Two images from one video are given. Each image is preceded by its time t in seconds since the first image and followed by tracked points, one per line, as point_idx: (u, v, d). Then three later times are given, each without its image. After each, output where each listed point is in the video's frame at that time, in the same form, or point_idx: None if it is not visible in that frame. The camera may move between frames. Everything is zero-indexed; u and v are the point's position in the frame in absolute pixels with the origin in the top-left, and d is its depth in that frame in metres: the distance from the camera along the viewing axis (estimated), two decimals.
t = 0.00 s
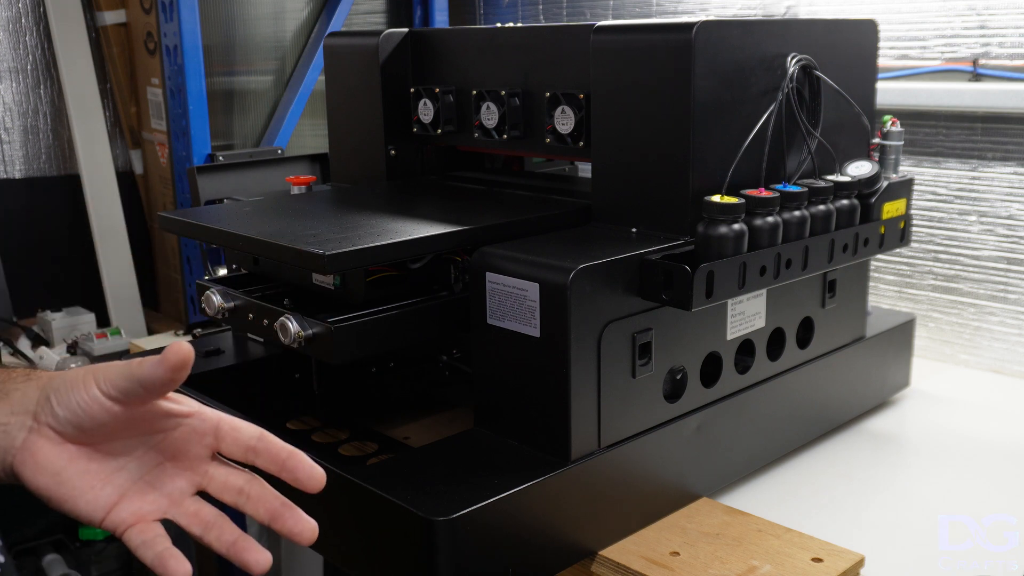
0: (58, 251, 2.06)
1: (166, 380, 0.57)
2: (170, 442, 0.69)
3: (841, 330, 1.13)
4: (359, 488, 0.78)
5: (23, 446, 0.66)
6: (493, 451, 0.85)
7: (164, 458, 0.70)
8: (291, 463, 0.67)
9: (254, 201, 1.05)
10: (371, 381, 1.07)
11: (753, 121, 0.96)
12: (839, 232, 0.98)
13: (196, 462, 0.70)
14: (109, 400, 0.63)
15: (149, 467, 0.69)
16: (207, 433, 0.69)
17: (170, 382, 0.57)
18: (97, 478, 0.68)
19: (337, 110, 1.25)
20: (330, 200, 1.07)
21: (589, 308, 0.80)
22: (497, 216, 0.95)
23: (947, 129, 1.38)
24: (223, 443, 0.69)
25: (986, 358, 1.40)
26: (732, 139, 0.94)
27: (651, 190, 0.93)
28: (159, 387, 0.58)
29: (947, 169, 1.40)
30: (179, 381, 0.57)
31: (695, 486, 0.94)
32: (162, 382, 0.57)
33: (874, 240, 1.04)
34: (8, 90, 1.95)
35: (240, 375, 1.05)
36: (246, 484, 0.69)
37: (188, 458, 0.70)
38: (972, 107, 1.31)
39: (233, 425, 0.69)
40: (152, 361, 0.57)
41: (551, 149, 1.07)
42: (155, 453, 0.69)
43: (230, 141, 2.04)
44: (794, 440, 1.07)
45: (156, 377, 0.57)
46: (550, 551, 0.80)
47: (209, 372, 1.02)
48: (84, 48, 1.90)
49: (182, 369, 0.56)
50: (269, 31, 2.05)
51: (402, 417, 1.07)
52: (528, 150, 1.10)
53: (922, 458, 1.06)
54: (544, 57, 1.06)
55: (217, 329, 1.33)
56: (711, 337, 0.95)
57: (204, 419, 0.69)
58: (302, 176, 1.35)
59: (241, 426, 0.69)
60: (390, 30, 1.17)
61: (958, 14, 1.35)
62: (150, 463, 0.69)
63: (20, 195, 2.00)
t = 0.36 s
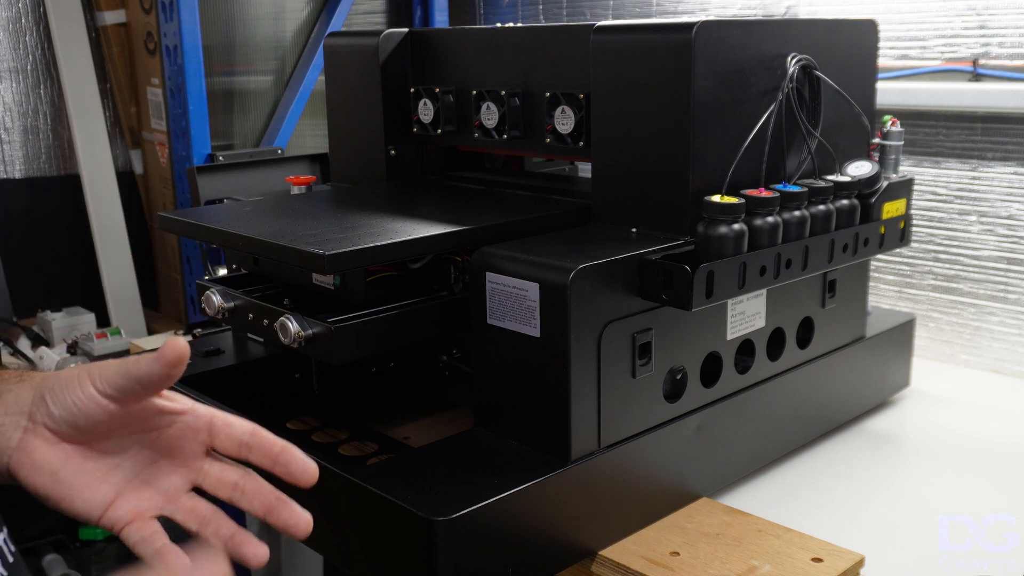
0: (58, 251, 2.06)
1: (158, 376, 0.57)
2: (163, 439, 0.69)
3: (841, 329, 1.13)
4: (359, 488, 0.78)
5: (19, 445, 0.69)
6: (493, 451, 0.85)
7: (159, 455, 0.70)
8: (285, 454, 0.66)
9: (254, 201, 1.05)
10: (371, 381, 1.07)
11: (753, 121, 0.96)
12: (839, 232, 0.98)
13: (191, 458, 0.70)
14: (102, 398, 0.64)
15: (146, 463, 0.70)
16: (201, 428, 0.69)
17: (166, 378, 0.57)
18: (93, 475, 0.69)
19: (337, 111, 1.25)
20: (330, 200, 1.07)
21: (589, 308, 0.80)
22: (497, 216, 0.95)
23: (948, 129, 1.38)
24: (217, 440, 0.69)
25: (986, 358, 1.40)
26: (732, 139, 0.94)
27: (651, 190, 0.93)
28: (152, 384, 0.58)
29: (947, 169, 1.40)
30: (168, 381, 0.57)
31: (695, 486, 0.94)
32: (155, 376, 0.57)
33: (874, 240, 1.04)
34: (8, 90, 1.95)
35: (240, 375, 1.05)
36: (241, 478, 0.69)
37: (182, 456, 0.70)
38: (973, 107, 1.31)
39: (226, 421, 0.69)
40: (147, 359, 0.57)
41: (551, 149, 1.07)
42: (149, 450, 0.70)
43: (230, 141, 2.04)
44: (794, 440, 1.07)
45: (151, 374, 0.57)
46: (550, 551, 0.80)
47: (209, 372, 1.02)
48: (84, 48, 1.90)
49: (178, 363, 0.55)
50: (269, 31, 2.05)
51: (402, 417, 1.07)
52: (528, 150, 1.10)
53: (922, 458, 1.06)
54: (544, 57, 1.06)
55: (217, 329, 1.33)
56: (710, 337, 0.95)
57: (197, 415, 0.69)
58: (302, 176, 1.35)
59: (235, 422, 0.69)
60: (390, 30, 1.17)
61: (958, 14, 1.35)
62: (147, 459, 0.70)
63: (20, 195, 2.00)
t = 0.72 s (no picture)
0: (58, 251, 2.06)
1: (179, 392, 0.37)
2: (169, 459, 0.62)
3: (841, 330, 1.13)
4: (359, 489, 0.78)
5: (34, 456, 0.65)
6: (493, 451, 0.85)
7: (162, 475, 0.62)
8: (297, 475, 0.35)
9: (254, 201, 1.05)
10: (371, 381, 1.07)
11: (753, 121, 0.96)
12: (839, 232, 0.98)
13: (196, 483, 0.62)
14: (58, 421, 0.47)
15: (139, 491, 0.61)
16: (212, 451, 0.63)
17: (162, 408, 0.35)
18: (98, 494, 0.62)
19: (337, 110, 1.25)
20: (330, 200, 1.07)
21: (589, 308, 0.80)
22: (497, 216, 0.95)
23: (947, 129, 1.38)
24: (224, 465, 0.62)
25: (986, 358, 1.40)
26: (732, 139, 0.94)
27: (651, 190, 0.93)
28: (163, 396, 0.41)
29: (947, 169, 1.40)
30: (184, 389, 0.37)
31: (695, 486, 0.94)
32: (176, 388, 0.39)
33: (874, 240, 1.04)
34: (8, 90, 1.95)
35: (240, 374, 1.05)
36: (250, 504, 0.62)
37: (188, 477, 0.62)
38: (973, 107, 1.31)
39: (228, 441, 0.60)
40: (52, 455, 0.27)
41: (551, 149, 1.07)
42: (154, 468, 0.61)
43: (230, 141, 2.04)
44: (794, 441, 1.07)
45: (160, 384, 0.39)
46: (550, 552, 0.80)
47: (209, 372, 1.02)
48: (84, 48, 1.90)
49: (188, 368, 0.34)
50: (269, 31, 2.05)
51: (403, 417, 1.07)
52: (528, 150, 1.10)
53: (922, 458, 1.06)
54: (544, 57, 1.06)
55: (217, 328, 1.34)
56: (710, 337, 0.95)
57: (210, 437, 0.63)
58: (303, 176, 1.35)
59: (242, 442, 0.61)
60: (390, 30, 1.17)
61: (958, 14, 1.35)
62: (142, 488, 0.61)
63: (20, 195, 2.00)
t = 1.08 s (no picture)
0: (58, 251, 2.06)
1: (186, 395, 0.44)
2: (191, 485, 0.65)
3: (841, 330, 1.13)
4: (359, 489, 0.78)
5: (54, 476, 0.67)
6: (493, 451, 0.85)
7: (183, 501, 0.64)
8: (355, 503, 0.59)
9: (254, 201, 1.05)
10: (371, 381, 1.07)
11: (753, 121, 0.96)
12: (839, 232, 0.98)
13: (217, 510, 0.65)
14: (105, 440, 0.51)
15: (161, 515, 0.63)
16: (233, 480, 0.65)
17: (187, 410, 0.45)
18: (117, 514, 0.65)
19: (337, 110, 1.25)
20: (330, 200, 1.07)
21: (589, 308, 0.80)
22: (497, 216, 0.95)
23: (947, 129, 1.38)
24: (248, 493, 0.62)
25: (986, 358, 1.40)
26: (732, 139, 0.94)
27: (651, 190, 0.93)
28: (176, 413, 0.46)
29: (947, 169, 1.40)
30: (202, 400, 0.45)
31: (695, 486, 0.94)
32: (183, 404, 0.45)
33: (874, 240, 1.04)
34: (8, 90, 1.95)
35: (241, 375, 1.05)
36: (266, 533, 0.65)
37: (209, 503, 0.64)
38: (973, 107, 1.31)
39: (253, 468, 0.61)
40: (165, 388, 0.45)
41: (551, 149, 1.07)
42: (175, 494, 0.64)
43: (230, 141, 2.04)
44: (794, 441, 1.07)
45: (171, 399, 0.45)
46: (550, 552, 0.80)
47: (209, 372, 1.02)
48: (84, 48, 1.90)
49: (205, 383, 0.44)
50: (269, 31, 2.05)
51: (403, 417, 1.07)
52: (528, 150, 1.10)
53: (922, 458, 1.06)
54: (544, 57, 1.06)
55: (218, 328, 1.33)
56: (711, 337, 0.95)
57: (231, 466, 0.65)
58: (303, 176, 1.35)
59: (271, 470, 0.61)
60: (390, 30, 1.17)
61: (958, 14, 1.35)
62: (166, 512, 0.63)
63: (20, 195, 2.00)
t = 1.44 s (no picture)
0: (58, 251, 2.06)
1: (226, 390, 0.57)
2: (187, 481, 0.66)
3: (841, 330, 1.13)
4: (359, 489, 0.78)
5: (53, 469, 0.68)
6: (493, 451, 0.85)
7: (181, 496, 0.66)
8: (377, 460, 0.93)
9: (254, 201, 1.05)
10: (371, 381, 1.07)
11: (753, 121, 0.96)
12: (839, 232, 0.98)
13: (213, 505, 0.66)
14: (157, 424, 0.63)
15: (160, 509, 0.66)
16: (228, 478, 0.65)
17: (224, 400, 0.57)
18: (117, 506, 0.66)
19: (337, 111, 1.25)
20: (330, 200, 1.07)
21: (589, 308, 0.80)
22: (497, 216, 0.95)
23: (947, 129, 1.38)
24: (241, 491, 0.65)
25: (986, 358, 1.40)
26: (732, 139, 0.94)
27: (652, 190, 0.93)
28: (215, 404, 0.58)
29: (947, 169, 1.40)
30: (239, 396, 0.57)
31: (695, 486, 0.94)
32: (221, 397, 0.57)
33: (874, 240, 1.04)
34: (8, 90, 1.95)
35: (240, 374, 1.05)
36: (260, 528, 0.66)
37: (205, 498, 0.66)
38: (973, 107, 1.31)
39: (246, 474, 0.65)
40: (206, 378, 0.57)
41: (551, 149, 1.07)
42: (174, 490, 0.66)
43: (230, 141, 2.04)
44: (794, 440, 1.07)
45: (212, 392, 0.57)
46: (550, 552, 0.80)
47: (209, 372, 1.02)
48: (84, 48, 1.90)
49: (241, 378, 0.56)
50: (269, 31, 2.05)
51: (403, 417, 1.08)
52: (528, 150, 1.10)
53: (922, 458, 1.06)
54: (544, 57, 1.06)
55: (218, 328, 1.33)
56: (710, 337, 0.95)
57: (227, 464, 0.66)
58: (303, 176, 1.35)
59: (262, 478, 0.65)
60: (390, 30, 1.17)
61: (958, 13, 1.35)
62: (165, 506, 0.66)
63: (20, 195, 2.00)
